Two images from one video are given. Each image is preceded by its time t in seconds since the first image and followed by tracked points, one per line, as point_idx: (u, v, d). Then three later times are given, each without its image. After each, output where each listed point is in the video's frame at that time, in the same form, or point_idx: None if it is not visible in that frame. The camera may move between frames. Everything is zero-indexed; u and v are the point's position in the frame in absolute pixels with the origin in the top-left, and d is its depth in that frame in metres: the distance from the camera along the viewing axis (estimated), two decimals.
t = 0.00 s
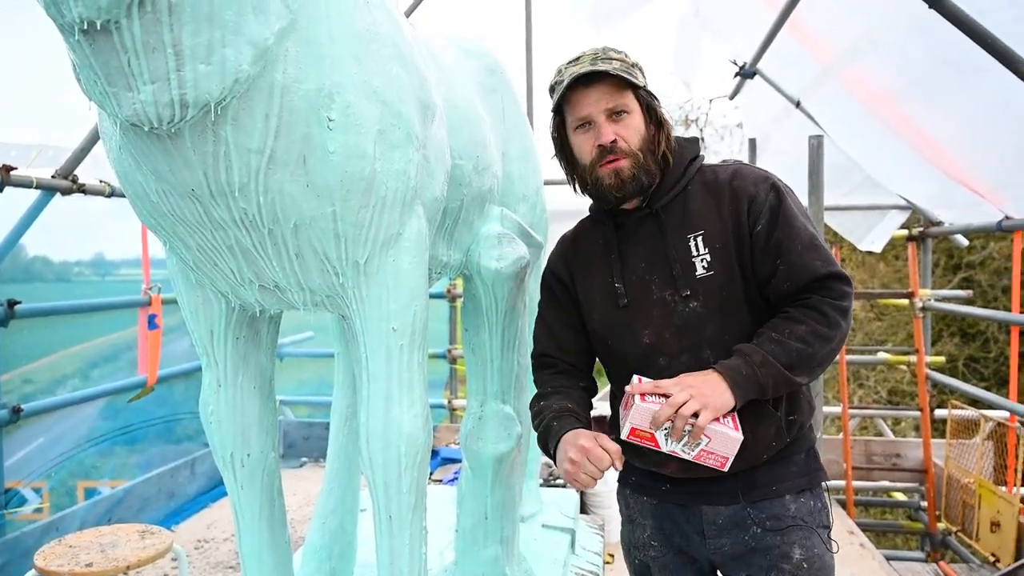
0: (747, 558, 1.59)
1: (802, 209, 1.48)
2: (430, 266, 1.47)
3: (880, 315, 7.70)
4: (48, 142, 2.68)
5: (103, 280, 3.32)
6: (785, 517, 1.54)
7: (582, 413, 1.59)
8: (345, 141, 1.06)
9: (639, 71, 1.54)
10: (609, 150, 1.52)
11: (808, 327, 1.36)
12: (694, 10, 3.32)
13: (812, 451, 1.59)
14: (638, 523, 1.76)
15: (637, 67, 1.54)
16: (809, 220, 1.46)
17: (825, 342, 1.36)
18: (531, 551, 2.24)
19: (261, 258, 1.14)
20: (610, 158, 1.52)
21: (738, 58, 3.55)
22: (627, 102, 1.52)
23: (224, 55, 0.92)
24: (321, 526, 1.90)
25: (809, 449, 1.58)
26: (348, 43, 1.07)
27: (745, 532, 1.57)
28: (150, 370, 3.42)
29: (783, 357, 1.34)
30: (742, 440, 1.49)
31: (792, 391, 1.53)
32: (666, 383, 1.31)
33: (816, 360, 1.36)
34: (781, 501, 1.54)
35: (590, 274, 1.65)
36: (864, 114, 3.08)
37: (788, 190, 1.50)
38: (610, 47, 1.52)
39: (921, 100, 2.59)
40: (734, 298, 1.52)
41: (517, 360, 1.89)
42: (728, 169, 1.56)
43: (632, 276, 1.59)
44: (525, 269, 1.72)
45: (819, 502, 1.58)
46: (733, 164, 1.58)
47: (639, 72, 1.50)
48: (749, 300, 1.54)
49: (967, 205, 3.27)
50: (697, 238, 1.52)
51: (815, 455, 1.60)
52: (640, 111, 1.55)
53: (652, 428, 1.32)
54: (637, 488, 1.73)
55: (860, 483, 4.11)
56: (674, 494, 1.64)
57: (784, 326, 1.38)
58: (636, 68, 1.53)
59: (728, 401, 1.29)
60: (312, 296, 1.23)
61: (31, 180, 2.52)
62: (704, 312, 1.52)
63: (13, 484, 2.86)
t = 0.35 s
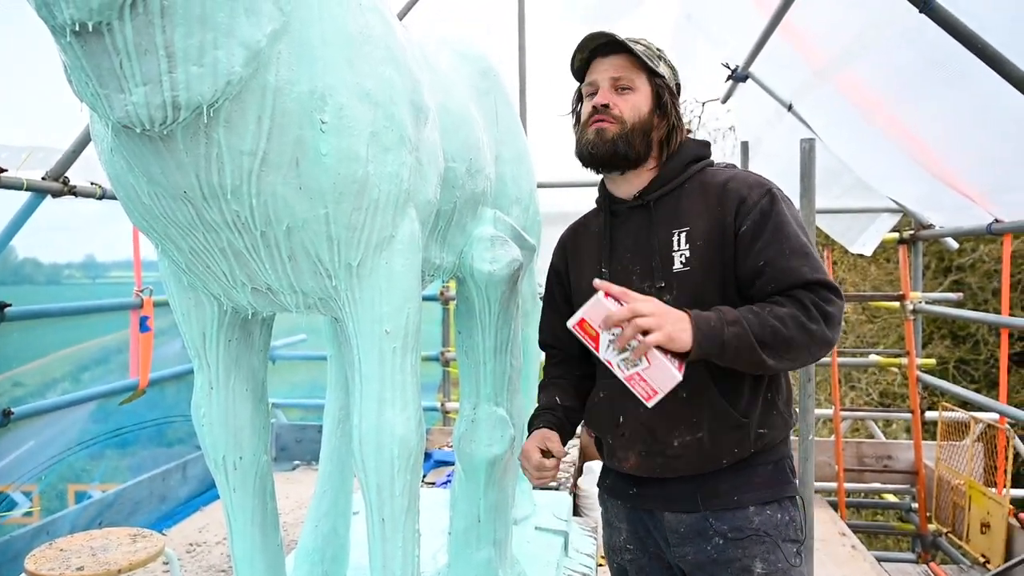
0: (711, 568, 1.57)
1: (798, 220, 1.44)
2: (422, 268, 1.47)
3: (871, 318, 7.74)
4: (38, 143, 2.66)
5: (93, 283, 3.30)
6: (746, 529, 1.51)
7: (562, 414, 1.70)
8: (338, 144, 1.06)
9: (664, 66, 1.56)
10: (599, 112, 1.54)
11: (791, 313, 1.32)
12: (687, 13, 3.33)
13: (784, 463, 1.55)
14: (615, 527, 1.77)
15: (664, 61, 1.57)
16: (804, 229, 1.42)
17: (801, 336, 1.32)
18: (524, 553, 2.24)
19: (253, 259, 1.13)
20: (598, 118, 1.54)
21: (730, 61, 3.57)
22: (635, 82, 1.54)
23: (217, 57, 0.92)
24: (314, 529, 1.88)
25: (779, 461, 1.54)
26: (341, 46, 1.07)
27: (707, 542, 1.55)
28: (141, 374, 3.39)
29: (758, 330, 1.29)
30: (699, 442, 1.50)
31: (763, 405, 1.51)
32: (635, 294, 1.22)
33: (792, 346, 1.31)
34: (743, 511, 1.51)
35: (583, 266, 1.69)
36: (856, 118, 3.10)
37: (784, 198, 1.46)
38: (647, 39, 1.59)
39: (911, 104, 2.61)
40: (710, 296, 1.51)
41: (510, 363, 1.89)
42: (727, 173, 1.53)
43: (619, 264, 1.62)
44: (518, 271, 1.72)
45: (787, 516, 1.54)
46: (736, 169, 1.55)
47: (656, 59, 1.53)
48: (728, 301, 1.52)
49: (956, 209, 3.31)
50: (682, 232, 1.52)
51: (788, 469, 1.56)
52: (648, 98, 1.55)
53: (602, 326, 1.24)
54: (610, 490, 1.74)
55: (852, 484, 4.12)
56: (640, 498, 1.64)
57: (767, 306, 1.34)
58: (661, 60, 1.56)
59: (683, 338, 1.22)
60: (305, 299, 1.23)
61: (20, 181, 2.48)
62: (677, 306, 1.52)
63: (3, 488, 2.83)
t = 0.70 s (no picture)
0: None
1: (759, 196, 1.36)
2: (420, 268, 1.48)
3: (869, 318, 7.76)
4: (36, 143, 2.63)
5: (91, 283, 3.30)
6: (707, 536, 1.40)
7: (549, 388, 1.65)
8: (337, 144, 1.06)
9: (683, 71, 1.46)
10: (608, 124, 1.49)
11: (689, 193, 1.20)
12: (684, 15, 3.35)
13: (750, 468, 1.43)
14: (599, 526, 1.70)
15: (684, 65, 1.46)
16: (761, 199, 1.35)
17: (692, 217, 1.17)
18: (522, 554, 2.24)
19: (251, 260, 1.13)
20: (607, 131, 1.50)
21: (727, 62, 3.58)
22: (649, 89, 1.45)
23: (216, 58, 0.92)
24: (312, 530, 1.88)
25: (743, 467, 1.42)
26: (340, 47, 1.07)
27: (670, 547, 1.45)
28: (139, 374, 3.39)
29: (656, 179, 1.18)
30: (654, 425, 1.42)
31: (726, 396, 1.39)
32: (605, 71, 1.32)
33: (677, 216, 1.16)
34: (701, 515, 1.41)
35: (584, 256, 1.66)
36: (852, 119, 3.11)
37: (756, 180, 1.39)
38: (669, 39, 1.46)
39: (908, 104, 2.61)
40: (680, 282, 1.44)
41: (509, 364, 1.89)
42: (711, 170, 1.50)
43: (610, 256, 1.56)
44: (516, 272, 1.72)
45: (752, 525, 1.42)
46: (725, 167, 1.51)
47: (673, 68, 1.43)
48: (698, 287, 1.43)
49: (951, 210, 3.35)
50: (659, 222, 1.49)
51: (756, 477, 1.44)
52: (660, 106, 1.47)
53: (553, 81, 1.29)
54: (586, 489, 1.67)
55: (849, 485, 4.13)
56: (611, 497, 1.56)
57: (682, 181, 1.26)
58: (680, 66, 1.45)
59: (609, 123, 1.23)
60: (304, 299, 1.23)
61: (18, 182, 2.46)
62: (649, 292, 1.45)
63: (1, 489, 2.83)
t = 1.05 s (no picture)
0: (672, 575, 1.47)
1: (758, 219, 1.34)
2: (421, 271, 1.48)
3: (870, 319, 7.76)
4: (37, 145, 2.62)
5: (92, 284, 3.30)
6: (701, 533, 1.41)
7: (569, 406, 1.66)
8: (339, 145, 1.06)
9: (657, 78, 1.47)
10: (600, 147, 1.50)
11: (697, 281, 1.23)
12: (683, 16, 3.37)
13: (748, 468, 1.43)
14: (596, 528, 1.70)
15: (656, 73, 1.47)
16: (758, 226, 1.33)
17: (707, 310, 1.21)
18: (524, 556, 2.24)
19: (253, 261, 1.13)
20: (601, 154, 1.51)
21: (728, 62, 3.57)
22: (633, 105, 1.46)
23: (218, 59, 0.92)
24: (313, 531, 1.88)
25: (741, 466, 1.42)
26: (341, 49, 1.07)
27: (668, 546, 1.45)
28: (141, 376, 3.40)
29: (662, 284, 1.21)
30: (652, 432, 1.41)
31: (725, 399, 1.39)
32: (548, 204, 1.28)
33: (694, 314, 1.21)
34: (696, 513, 1.41)
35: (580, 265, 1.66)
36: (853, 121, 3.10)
37: (750, 199, 1.37)
38: (636, 50, 1.47)
39: (909, 105, 2.61)
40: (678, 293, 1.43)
41: (511, 365, 1.89)
42: (706, 178, 1.47)
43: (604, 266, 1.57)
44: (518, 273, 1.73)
45: (749, 524, 1.42)
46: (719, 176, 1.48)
47: (651, 79, 1.44)
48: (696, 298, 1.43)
49: (951, 211, 3.34)
50: (655, 232, 1.48)
51: (754, 476, 1.44)
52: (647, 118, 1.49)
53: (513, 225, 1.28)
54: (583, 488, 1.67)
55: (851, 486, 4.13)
56: (607, 497, 1.56)
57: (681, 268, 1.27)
58: (654, 74, 1.47)
59: (584, 262, 1.21)
60: (305, 301, 1.23)
61: (19, 183, 2.47)
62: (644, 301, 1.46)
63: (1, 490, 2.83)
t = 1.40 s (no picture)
0: None
1: (797, 224, 1.39)
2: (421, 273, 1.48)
3: (871, 321, 7.75)
4: (38, 146, 2.64)
5: (93, 285, 3.30)
6: (716, 540, 1.40)
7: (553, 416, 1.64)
8: (339, 147, 1.06)
9: (633, 73, 1.49)
10: (598, 157, 1.52)
11: (818, 316, 1.27)
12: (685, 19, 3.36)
13: (766, 474, 1.42)
14: (598, 539, 1.69)
15: (632, 68, 1.48)
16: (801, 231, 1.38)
17: (829, 339, 1.27)
18: (524, 557, 2.24)
19: (253, 263, 1.13)
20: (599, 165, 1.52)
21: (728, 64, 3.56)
22: (619, 107, 1.49)
23: (218, 60, 0.92)
24: (314, 533, 1.88)
25: (758, 472, 1.41)
26: (342, 51, 1.06)
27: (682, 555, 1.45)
28: (141, 377, 3.40)
29: (793, 339, 1.24)
30: (672, 446, 1.42)
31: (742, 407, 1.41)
32: (689, 329, 1.17)
33: (823, 352, 1.26)
34: (713, 521, 1.40)
35: (573, 274, 1.64)
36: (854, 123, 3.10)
37: (778, 204, 1.41)
38: (606, 51, 1.47)
39: (911, 107, 2.61)
40: (697, 304, 1.43)
41: (510, 367, 1.89)
42: (718, 179, 1.47)
43: (609, 270, 1.56)
44: (517, 274, 1.73)
45: (766, 532, 1.40)
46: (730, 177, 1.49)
47: (630, 77, 1.45)
48: (716, 308, 1.43)
49: (952, 213, 3.33)
50: (673, 237, 1.45)
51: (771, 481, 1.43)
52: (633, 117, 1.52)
53: (665, 368, 1.19)
54: (592, 502, 1.66)
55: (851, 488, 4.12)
56: (618, 510, 1.56)
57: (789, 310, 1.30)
58: (630, 70, 1.48)
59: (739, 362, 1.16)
60: (306, 303, 1.23)
61: (20, 184, 2.48)
62: (663, 310, 1.45)
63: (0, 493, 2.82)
